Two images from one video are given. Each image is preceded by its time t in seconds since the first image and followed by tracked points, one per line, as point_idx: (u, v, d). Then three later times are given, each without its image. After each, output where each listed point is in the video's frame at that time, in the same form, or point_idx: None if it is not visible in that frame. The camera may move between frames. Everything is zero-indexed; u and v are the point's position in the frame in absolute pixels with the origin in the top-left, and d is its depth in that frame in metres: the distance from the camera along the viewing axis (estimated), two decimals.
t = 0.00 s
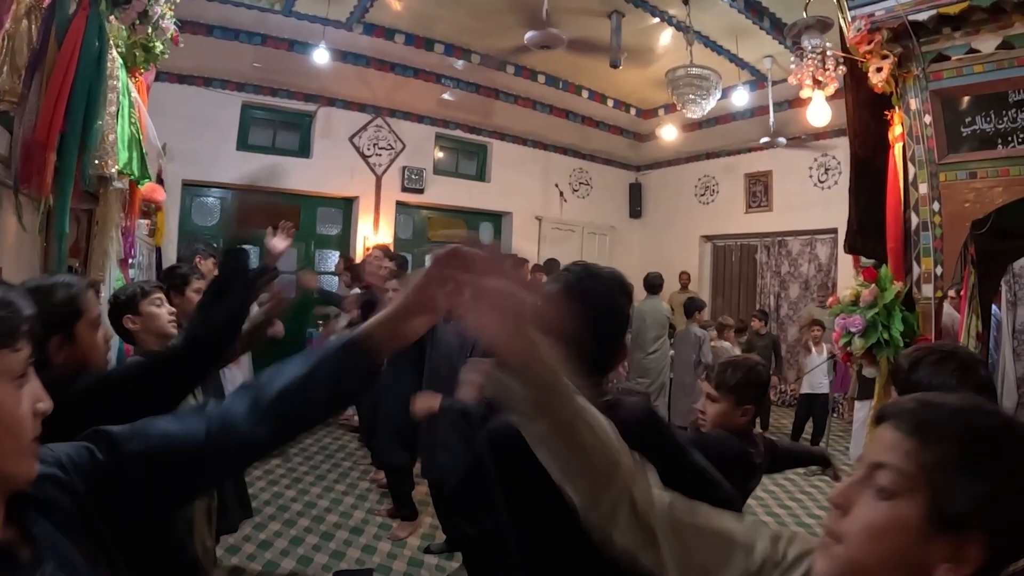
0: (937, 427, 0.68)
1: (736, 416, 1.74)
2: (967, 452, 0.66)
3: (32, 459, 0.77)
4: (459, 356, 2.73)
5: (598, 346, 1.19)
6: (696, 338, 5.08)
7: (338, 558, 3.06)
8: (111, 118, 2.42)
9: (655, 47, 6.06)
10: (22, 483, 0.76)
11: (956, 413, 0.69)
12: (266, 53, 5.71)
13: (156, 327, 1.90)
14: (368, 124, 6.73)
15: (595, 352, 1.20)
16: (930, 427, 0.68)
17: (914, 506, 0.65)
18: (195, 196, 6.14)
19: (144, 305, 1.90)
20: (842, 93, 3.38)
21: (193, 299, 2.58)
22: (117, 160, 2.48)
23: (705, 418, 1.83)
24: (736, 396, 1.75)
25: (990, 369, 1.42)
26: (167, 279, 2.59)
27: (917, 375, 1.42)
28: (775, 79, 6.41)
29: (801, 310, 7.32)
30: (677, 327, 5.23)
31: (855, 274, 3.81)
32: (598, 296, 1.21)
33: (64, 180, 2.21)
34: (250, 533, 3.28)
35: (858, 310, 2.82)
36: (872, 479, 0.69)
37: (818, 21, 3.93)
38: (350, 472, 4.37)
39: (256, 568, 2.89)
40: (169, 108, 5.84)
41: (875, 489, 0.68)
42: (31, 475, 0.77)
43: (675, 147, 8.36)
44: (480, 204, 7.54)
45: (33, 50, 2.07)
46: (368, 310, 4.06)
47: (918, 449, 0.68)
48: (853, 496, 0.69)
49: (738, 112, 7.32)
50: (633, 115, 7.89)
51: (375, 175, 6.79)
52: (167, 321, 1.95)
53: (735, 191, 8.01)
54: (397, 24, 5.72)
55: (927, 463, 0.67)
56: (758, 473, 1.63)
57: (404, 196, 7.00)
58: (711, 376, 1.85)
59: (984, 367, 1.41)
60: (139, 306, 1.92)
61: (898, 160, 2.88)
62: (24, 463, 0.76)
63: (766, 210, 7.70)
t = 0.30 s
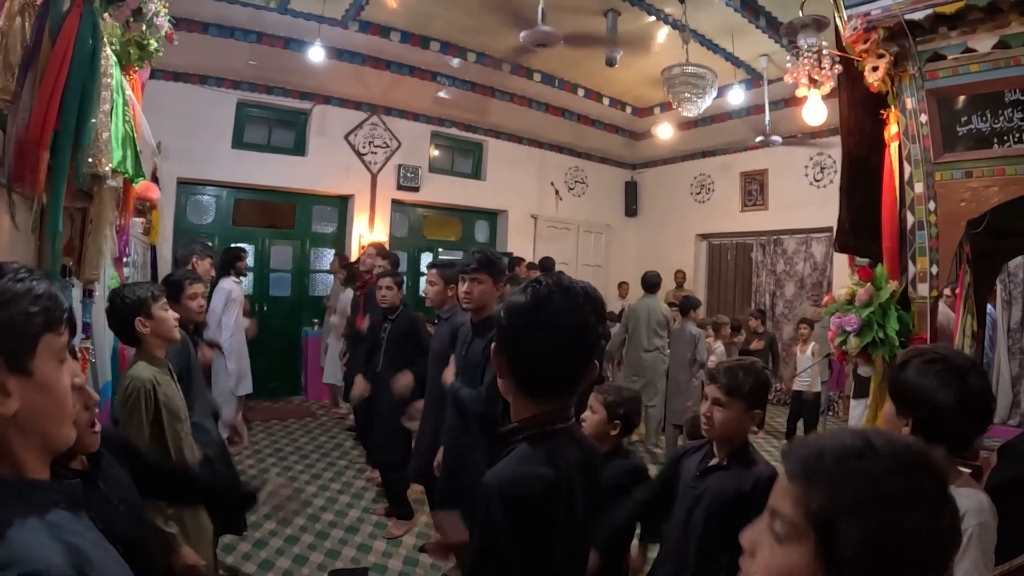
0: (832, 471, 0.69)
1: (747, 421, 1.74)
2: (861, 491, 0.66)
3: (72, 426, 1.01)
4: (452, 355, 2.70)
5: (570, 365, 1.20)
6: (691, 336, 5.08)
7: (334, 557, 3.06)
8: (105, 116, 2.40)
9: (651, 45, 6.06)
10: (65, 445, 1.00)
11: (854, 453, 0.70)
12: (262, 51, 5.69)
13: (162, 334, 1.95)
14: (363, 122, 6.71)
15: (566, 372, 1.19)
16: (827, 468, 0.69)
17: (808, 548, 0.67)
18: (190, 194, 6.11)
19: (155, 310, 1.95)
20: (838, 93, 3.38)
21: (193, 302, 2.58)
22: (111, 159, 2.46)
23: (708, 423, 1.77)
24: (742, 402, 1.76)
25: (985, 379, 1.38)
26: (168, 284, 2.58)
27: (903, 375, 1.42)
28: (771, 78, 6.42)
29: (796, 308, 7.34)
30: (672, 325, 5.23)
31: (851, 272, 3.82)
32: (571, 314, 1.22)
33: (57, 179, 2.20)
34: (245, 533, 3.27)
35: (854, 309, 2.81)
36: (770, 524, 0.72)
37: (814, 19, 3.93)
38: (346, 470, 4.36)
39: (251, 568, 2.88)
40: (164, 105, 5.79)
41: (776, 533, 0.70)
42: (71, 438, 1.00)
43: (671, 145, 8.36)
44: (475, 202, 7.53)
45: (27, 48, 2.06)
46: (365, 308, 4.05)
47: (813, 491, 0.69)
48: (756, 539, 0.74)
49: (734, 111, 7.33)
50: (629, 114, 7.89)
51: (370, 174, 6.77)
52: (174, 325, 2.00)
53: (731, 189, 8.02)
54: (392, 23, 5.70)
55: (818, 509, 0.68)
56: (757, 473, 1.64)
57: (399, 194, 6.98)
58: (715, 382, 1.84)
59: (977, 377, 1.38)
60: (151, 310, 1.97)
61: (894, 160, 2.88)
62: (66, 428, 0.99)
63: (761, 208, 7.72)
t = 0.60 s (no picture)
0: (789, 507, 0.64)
1: (734, 414, 1.76)
2: (812, 540, 0.62)
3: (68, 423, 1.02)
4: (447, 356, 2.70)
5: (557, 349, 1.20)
6: (686, 337, 5.10)
7: (328, 558, 3.04)
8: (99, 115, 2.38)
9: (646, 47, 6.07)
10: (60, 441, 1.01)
11: (813, 485, 0.65)
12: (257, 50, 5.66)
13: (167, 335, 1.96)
14: (357, 122, 6.69)
15: (553, 357, 1.20)
16: (783, 504, 0.65)
17: None
18: (184, 193, 6.08)
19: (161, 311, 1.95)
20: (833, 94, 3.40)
21: (184, 302, 2.56)
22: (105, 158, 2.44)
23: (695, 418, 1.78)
24: (731, 394, 1.76)
25: (961, 380, 1.38)
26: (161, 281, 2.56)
27: (883, 375, 1.43)
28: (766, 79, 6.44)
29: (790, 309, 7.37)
30: (666, 325, 5.24)
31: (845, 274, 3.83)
32: (557, 298, 1.21)
33: (50, 178, 2.18)
34: (239, 534, 3.25)
35: (849, 310, 2.84)
36: (715, 542, 0.71)
37: (810, 21, 3.94)
38: (340, 471, 4.34)
39: (245, 570, 2.86)
40: (159, 105, 5.77)
41: (722, 556, 0.69)
42: (66, 436, 1.02)
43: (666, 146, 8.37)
44: (470, 203, 7.52)
45: (19, 47, 2.07)
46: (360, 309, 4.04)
47: (765, 529, 0.65)
48: (698, 553, 0.73)
49: (729, 112, 7.35)
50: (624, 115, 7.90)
51: (364, 174, 6.75)
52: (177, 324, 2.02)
53: (726, 190, 8.04)
54: (387, 23, 5.69)
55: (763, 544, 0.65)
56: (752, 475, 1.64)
57: (393, 194, 6.97)
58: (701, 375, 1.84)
59: (953, 376, 1.38)
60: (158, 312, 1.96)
61: (888, 161, 2.89)
62: (64, 425, 1.01)
63: (756, 209, 7.74)
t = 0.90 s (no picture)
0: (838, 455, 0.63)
1: (716, 407, 1.77)
2: (870, 483, 0.61)
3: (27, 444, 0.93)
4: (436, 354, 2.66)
5: (572, 362, 1.22)
6: (679, 336, 5.12)
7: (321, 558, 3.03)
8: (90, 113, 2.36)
9: (640, 46, 6.07)
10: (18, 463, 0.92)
11: (873, 424, 0.63)
12: (250, 48, 5.63)
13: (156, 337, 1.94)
14: (351, 121, 6.67)
15: (557, 363, 1.22)
16: (838, 447, 0.64)
17: (805, 533, 0.64)
18: (177, 192, 6.05)
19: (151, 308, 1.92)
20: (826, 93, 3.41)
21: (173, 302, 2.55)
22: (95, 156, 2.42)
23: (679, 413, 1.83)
24: (713, 386, 1.78)
25: (946, 373, 1.40)
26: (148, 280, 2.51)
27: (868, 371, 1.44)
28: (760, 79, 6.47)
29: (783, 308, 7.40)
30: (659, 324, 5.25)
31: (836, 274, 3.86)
32: (578, 310, 1.24)
33: (40, 176, 2.16)
34: (231, 533, 3.24)
35: (842, 309, 2.85)
36: (768, 496, 0.69)
37: (803, 20, 3.95)
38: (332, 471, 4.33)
39: (238, 571, 2.84)
40: (151, 104, 5.74)
41: (775, 505, 0.67)
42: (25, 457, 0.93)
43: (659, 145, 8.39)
44: (463, 201, 7.51)
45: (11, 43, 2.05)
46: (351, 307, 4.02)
47: (819, 475, 0.64)
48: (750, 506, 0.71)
49: (723, 111, 7.37)
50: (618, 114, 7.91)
51: (358, 173, 6.73)
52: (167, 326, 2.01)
53: (719, 189, 8.07)
54: (381, 21, 5.66)
55: (821, 497, 0.64)
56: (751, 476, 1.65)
57: (387, 193, 6.94)
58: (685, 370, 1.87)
59: (939, 370, 1.40)
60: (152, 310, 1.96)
61: (883, 160, 2.91)
62: (22, 447, 0.92)
63: (749, 208, 7.77)
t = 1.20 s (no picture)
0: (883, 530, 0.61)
1: (695, 418, 1.74)
2: None
3: None
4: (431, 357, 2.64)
5: (635, 362, 1.23)
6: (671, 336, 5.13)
7: (314, 560, 3.01)
8: (80, 112, 2.34)
9: (633, 46, 6.08)
10: None
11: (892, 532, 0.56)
12: (242, 48, 5.60)
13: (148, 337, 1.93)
14: (343, 121, 6.65)
15: (616, 363, 1.21)
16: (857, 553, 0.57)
17: None
18: (168, 192, 6.00)
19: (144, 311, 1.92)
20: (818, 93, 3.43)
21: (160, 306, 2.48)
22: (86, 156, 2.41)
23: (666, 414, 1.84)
24: (693, 398, 1.77)
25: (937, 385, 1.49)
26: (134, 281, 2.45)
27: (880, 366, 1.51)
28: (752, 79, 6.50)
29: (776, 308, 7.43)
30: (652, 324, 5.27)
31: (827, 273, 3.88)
32: (646, 320, 1.24)
33: (30, 176, 2.14)
34: (223, 535, 3.22)
35: (835, 309, 2.86)
36: None
37: (795, 20, 3.96)
38: (325, 472, 4.31)
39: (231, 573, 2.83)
40: (143, 103, 5.69)
41: None
42: None
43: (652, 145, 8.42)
44: (455, 202, 7.50)
45: None
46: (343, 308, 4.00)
47: None
48: None
49: (715, 112, 7.40)
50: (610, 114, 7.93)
51: (350, 173, 6.70)
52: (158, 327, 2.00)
53: (712, 190, 8.09)
54: (373, 21, 5.64)
55: None
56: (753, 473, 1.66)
57: (379, 193, 6.92)
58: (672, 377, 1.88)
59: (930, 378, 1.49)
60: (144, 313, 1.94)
61: (874, 161, 2.93)
62: None
63: (741, 209, 7.79)
